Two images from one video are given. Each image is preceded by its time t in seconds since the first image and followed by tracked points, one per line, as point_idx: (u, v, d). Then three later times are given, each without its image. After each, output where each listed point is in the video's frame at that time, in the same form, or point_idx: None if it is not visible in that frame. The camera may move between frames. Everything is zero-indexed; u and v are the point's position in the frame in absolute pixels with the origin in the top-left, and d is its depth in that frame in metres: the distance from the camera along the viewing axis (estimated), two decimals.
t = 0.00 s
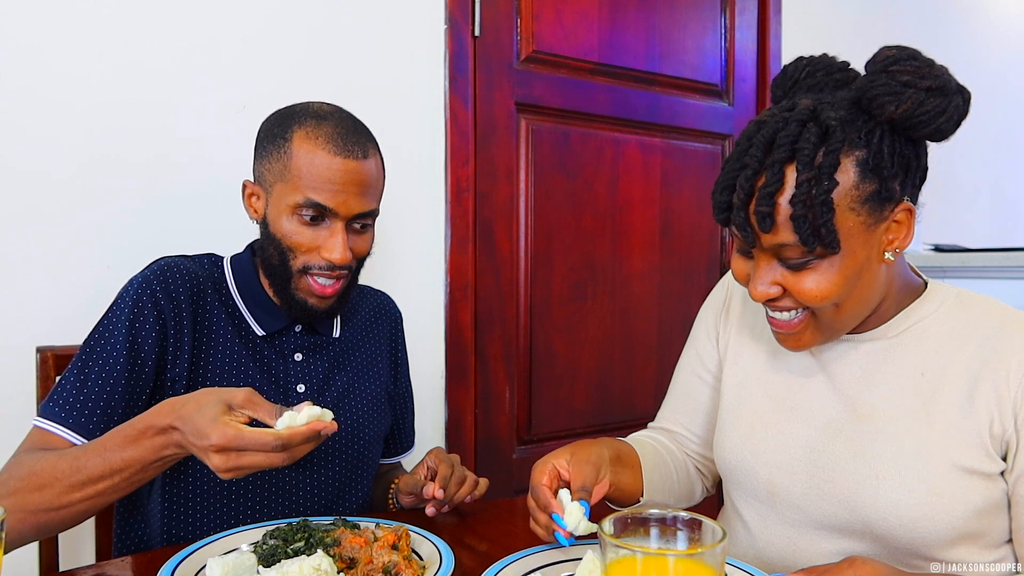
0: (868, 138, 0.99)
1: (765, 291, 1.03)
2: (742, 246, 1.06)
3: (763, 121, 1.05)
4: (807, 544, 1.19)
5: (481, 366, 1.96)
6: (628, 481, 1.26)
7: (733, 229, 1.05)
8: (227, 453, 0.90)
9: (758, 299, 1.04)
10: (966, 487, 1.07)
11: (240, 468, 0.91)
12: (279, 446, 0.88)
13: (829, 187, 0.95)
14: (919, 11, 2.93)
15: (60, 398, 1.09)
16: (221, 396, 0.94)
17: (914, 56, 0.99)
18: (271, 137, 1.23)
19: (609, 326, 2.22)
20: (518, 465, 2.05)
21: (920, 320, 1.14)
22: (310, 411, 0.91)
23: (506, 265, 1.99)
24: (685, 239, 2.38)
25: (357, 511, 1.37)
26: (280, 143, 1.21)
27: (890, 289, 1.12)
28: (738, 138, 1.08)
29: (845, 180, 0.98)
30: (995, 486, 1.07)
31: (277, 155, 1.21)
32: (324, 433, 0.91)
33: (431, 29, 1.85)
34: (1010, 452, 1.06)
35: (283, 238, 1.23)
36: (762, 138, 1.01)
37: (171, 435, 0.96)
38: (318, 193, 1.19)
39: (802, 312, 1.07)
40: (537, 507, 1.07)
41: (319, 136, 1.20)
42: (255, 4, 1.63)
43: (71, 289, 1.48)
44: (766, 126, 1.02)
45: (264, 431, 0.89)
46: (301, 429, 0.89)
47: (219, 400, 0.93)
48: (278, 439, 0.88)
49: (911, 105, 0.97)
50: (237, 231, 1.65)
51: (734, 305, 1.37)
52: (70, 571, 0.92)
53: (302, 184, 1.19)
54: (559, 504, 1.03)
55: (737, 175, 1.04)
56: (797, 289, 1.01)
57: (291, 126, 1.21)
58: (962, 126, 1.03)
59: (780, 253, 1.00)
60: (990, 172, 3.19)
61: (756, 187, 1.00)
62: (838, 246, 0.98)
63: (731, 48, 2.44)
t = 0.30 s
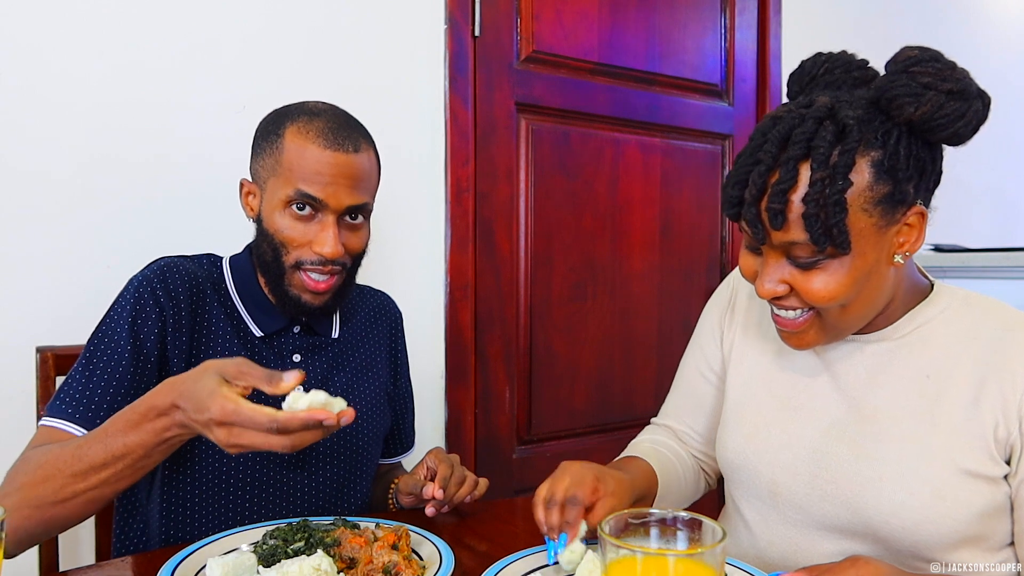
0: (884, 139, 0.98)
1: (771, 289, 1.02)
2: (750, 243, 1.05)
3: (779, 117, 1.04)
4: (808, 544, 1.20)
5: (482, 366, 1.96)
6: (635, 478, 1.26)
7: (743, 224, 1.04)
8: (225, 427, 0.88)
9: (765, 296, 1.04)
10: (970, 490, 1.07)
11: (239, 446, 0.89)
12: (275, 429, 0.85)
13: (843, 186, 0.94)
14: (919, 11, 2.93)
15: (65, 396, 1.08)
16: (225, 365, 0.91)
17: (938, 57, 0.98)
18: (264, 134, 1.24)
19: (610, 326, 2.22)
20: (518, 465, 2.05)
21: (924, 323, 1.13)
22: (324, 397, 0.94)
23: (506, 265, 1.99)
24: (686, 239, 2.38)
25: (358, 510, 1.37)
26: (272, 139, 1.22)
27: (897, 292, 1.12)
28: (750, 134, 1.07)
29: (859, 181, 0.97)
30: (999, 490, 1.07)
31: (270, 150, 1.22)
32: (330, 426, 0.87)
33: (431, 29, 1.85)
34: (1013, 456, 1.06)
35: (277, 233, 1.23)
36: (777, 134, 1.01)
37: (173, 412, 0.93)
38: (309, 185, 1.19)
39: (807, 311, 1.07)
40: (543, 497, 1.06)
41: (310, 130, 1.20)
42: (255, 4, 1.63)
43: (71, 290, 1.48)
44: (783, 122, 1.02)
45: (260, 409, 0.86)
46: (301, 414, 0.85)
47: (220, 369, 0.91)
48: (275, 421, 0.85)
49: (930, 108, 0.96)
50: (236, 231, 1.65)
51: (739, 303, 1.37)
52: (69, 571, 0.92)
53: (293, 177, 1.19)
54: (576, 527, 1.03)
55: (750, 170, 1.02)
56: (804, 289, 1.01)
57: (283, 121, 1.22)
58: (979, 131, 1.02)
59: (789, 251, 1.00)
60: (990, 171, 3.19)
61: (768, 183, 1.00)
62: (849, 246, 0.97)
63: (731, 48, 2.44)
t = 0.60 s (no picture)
0: (896, 141, 0.98)
1: (775, 288, 1.03)
2: (757, 241, 1.06)
3: (790, 114, 1.04)
4: (808, 545, 1.20)
5: (482, 366, 1.96)
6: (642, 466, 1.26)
7: (750, 221, 1.04)
8: (237, 415, 0.66)
9: (768, 294, 1.05)
10: (972, 493, 1.07)
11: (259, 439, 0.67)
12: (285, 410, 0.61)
13: (852, 188, 0.94)
14: (919, 11, 2.93)
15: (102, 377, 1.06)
16: (234, 338, 0.71)
17: (955, 61, 0.97)
18: (261, 128, 1.24)
19: (609, 327, 2.22)
20: (518, 465, 2.05)
21: (927, 325, 1.13)
22: (360, 375, 0.61)
23: (506, 264, 1.99)
24: (686, 239, 2.38)
25: (358, 510, 1.38)
26: (269, 132, 1.22)
27: (902, 294, 1.12)
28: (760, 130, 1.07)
29: (869, 182, 0.97)
30: (1002, 493, 1.07)
31: (266, 143, 1.22)
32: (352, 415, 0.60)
33: (431, 29, 1.85)
34: (1017, 460, 1.06)
35: (274, 224, 1.22)
36: (788, 131, 1.00)
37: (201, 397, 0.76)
38: (306, 172, 1.19)
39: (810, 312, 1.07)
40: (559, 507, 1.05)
41: (306, 121, 1.20)
42: (255, 4, 1.63)
43: (70, 291, 1.48)
44: (793, 119, 1.01)
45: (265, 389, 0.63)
46: (306, 395, 0.60)
47: (229, 345, 0.72)
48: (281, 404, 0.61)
49: (944, 111, 0.96)
50: (236, 231, 1.65)
51: (745, 300, 1.37)
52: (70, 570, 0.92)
53: (290, 167, 1.19)
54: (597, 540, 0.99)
55: (759, 167, 1.02)
56: (808, 289, 1.01)
57: (280, 115, 1.22)
58: (993, 137, 1.02)
59: (795, 251, 1.00)
60: (989, 171, 3.19)
61: (776, 181, 1.00)
62: (855, 248, 0.97)
63: (731, 48, 2.44)
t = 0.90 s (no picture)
0: (900, 141, 0.98)
1: (776, 286, 1.03)
2: (760, 240, 1.05)
3: (795, 113, 1.04)
4: (809, 546, 1.20)
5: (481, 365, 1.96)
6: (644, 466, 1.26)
7: (752, 219, 1.04)
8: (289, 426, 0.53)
9: (769, 293, 1.05)
10: (972, 494, 1.07)
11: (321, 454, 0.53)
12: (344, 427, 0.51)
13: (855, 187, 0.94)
14: (919, 11, 2.93)
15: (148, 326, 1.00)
16: (303, 318, 0.55)
17: (960, 61, 0.98)
18: (274, 120, 1.24)
19: (609, 327, 2.22)
20: (518, 465, 2.05)
21: (927, 326, 1.13)
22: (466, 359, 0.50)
23: (505, 264, 1.99)
24: (686, 239, 2.38)
25: (364, 511, 1.37)
26: (282, 123, 1.22)
27: (904, 296, 1.12)
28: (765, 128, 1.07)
29: (873, 182, 0.97)
30: (1002, 494, 1.07)
31: (280, 134, 1.22)
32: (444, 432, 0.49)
33: (431, 29, 1.85)
34: (1018, 461, 1.06)
35: (288, 215, 1.22)
36: (793, 129, 1.00)
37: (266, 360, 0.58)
38: (322, 161, 1.18)
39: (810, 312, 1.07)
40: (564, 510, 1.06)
41: (320, 112, 1.20)
42: (255, 4, 1.63)
43: (71, 291, 1.48)
44: (798, 118, 1.02)
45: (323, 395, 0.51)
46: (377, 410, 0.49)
47: (293, 325, 0.56)
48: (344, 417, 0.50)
49: (949, 111, 0.96)
50: (235, 232, 1.65)
51: (745, 300, 1.37)
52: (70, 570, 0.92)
53: (305, 156, 1.19)
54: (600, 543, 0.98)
55: (762, 164, 1.02)
56: (809, 288, 1.01)
57: (293, 106, 1.22)
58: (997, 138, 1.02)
59: (797, 250, 1.00)
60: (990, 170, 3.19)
61: (779, 179, 0.99)
62: (857, 248, 0.97)
63: (731, 48, 2.44)
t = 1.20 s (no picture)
0: (917, 114, 1.00)
1: (808, 268, 1.00)
2: (781, 224, 1.04)
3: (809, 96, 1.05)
4: (810, 549, 1.19)
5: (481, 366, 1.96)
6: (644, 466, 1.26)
7: (782, 197, 1.01)
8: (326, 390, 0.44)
9: (800, 277, 1.01)
10: (971, 495, 1.07)
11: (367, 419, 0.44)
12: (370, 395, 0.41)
13: (893, 147, 0.95)
14: (920, 11, 2.93)
15: (182, 300, 0.95)
16: (360, 261, 0.48)
17: (952, 43, 1.03)
18: (286, 122, 1.22)
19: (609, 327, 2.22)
20: (518, 465, 2.06)
21: (926, 327, 1.13)
22: (516, 287, 0.39)
23: (506, 265, 1.99)
24: (686, 240, 2.38)
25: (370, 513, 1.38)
26: (294, 123, 1.20)
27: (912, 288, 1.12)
28: (772, 119, 1.07)
29: (903, 148, 0.97)
30: (1002, 494, 1.07)
31: (292, 135, 1.20)
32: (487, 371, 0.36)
33: (431, 29, 1.85)
34: (1016, 462, 1.06)
35: (302, 218, 1.20)
36: (815, 105, 1.00)
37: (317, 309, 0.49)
38: (335, 161, 1.16)
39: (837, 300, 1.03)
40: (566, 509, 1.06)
41: (333, 111, 1.18)
42: (255, 4, 1.63)
43: (71, 292, 1.48)
44: (816, 97, 1.02)
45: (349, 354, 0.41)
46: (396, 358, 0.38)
47: (349, 269, 0.48)
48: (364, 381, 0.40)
49: (957, 82, 0.99)
50: (235, 232, 1.65)
51: (743, 301, 1.37)
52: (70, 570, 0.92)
53: (318, 156, 1.17)
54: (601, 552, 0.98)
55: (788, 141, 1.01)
56: (847, 263, 0.99)
57: (304, 107, 1.20)
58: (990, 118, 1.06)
59: (834, 222, 0.98)
60: (990, 171, 3.19)
61: (811, 151, 0.99)
62: (897, 211, 0.97)
63: (731, 48, 2.44)
